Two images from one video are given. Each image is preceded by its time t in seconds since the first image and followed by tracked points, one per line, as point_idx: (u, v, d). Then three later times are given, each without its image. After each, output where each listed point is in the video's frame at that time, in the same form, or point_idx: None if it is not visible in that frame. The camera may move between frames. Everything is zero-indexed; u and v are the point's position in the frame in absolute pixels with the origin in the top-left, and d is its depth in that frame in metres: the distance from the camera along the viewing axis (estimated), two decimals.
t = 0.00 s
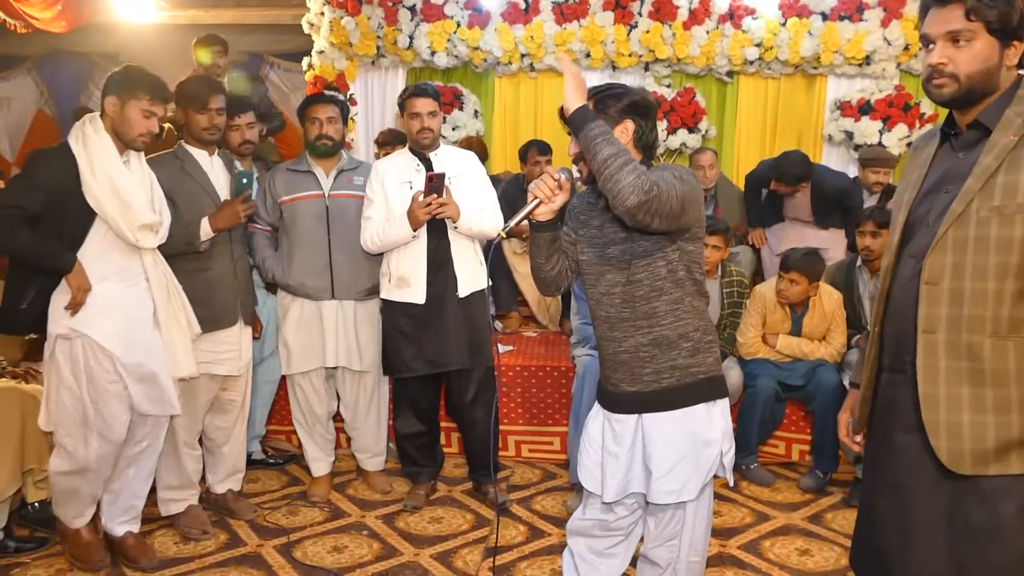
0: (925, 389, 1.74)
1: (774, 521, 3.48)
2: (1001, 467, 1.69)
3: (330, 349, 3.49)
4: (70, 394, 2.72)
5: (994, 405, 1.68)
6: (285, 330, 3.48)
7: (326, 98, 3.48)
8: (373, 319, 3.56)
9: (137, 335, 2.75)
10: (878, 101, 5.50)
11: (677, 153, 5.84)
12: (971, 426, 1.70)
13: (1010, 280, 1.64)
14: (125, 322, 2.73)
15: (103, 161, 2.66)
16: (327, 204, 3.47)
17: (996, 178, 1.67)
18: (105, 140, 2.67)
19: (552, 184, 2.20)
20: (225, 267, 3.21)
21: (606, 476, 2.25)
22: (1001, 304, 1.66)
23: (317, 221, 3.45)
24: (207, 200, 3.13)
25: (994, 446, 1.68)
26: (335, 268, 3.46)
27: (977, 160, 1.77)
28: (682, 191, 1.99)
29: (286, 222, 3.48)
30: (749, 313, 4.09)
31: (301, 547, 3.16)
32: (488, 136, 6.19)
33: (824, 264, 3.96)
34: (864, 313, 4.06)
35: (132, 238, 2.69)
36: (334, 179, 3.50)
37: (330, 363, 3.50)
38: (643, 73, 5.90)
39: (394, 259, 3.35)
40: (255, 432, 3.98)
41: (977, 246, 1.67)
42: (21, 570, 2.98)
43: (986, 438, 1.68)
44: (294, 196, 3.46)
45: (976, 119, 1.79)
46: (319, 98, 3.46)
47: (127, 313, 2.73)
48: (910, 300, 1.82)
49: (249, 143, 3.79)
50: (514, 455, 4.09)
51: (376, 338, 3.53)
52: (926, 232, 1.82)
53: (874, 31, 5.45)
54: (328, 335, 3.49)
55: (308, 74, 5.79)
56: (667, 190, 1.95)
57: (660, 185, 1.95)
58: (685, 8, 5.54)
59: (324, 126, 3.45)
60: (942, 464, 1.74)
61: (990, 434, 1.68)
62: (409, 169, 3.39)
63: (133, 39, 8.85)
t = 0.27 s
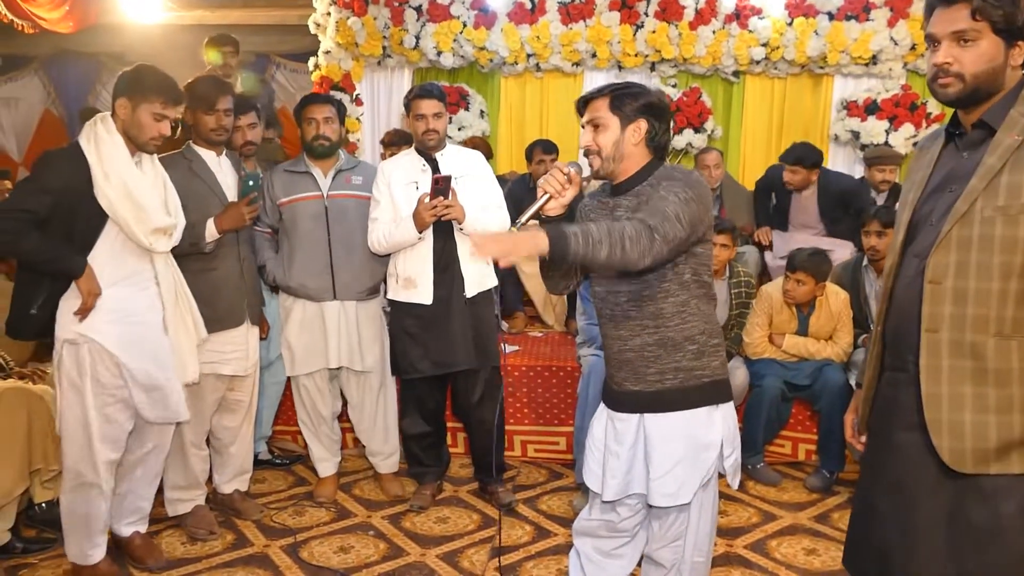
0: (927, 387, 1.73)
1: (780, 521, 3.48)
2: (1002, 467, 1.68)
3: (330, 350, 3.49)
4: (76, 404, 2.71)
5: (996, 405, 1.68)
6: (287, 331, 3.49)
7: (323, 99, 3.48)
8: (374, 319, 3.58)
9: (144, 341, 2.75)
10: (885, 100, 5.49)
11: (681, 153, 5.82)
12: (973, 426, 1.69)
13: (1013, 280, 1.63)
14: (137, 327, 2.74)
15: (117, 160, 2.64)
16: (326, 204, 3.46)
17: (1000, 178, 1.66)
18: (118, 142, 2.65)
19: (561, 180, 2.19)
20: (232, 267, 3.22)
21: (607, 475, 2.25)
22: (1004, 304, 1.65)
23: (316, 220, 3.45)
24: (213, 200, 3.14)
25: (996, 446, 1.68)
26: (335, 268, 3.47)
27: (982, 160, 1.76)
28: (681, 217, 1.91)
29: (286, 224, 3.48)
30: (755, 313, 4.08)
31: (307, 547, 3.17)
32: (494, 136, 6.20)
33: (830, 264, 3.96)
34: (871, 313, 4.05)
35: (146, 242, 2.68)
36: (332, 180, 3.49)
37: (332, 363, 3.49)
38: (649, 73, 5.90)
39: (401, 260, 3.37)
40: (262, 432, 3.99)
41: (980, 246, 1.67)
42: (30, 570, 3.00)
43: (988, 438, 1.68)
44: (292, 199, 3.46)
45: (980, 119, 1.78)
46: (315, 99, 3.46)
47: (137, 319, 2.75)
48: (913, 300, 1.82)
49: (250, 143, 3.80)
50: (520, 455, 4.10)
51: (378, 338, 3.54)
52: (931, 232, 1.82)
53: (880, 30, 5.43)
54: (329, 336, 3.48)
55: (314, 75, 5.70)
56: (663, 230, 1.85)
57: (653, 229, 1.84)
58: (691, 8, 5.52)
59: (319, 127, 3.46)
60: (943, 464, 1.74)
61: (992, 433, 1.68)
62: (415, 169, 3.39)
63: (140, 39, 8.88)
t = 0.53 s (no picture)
0: (925, 386, 1.73)
1: (783, 521, 3.48)
2: (999, 465, 1.68)
3: (336, 350, 3.49)
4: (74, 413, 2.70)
5: (993, 404, 1.67)
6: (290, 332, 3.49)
7: (324, 99, 3.48)
8: (377, 318, 3.59)
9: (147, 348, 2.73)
10: (887, 101, 5.49)
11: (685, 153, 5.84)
12: (969, 425, 1.69)
13: (1011, 279, 1.63)
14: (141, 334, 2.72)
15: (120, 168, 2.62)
16: (329, 204, 3.46)
17: (998, 177, 1.66)
18: (123, 147, 2.64)
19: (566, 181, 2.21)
20: (232, 267, 3.22)
21: (609, 475, 2.24)
22: (1002, 304, 1.64)
23: (319, 220, 3.45)
24: (214, 201, 3.14)
25: (993, 445, 1.67)
26: (340, 269, 3.47)
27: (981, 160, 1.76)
28: (692, 238, 1.90)
29: (287, 224, 3.48)
30: (756, 313, 4.08)
31: (310, 548, 3.17)
32: (496, 136, 6.21)
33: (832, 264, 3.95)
34: (873, 313, 4.05)
35: (147, 251, 2.65)
36: (334, 179, 3.49)
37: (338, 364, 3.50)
38: (651, 73, 5.89)
39: (401, 261, 3.37)
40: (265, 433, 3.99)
41: (978, 246, 1.67)
42: (32, 571, 3.00)
43: (985, 436, 1.67)
44: (293, 199, 3.46)
45: (981, 119, 1.78)
46: (316, 99, 3.46)
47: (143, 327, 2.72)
48: (913, 300, 1.82)
49: (251, 144, 3.80)
50: (522, 455, 4.09)
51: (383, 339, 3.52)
52: (931, 232, 1.81)
53: (883, 31, 5.43)
54: (334, 336, 3.49)
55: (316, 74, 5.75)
56: (676, 257, 1.82)
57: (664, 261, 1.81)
58: (694, 8, 5.52)
59: (319, 128, 3.46)
60: (940, 462, 1.74)
61: (988, 432, 1.67)
62: (416, 170, 3.40)
63: (142, 39, 8.88)
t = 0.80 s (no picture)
0: (926, 387, 1.73)
1: (783, 521, 3.48)
2: (1003, 465, 1.68)
3: (338, 351, 3.49)
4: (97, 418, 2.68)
5: (995, 405, 1.67)
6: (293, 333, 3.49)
7: (329, 99, 3.48)
8: (381, 317, 3.57)
9: (176, 356, 2.64)
10: (888, 101, 5.50)
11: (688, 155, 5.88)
12: (972, 426, 1.69)
13: (1010, 279, 1.63)
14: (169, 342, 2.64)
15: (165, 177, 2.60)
16: (331, 205, 3.47)
17: (995, 178, 1.66)
18: (168, 155, 2.62)
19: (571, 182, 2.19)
20: (234, 268, 3.20)
21: (609, 476, 2.24)
22: (1001, 304, 1.64)
23: (321, 221, 3.45)
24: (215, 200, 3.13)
25: (995, 445, 1.67)
26: (341, 270, 3.47)
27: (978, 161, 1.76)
28: (699, 242, 1.89)
29: (290, 225, 3.48)
30: (756, 313, 4.08)
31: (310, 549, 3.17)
32: (496, 136, 6.20)
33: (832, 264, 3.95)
34: (873, 314, 4.05)
35: (185, 261, 2.60)
36: (337, 180, 3.49)
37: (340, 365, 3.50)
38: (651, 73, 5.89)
39: (399, 262, 3.37)
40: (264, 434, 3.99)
41: (976, 246, 1.67)
42: (31, 572, 3.00)
43: (987, 437, 1.67)
44: (296, 199, 3.46)
45: (977, 120, 1.78)
46: (321, 99, 3.46)
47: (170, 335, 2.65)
48: (913, 301, 1.82)
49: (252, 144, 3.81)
50: (521, 456, 4.09)
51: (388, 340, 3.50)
52: (929, 233, 1.81)
53: (883, 31, 5.43)
54: (336, 336, 3.49)
55: (316, 75, 5.72)
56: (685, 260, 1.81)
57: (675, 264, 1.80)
58: (694, 8, 5.52)
59: (325, 127, 3.45)
60: (943, 463, 1.74)
61: (991, 433, 1.67)
62: (413, 171, 3.39)
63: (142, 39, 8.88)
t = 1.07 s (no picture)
0: (926, 388, 1.73)
1: (783, 521, 3.48)
2: (1004, 464, 1.68)
3: (336, 351, 3.50)
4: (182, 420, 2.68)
5: (995, 404, 1.67)
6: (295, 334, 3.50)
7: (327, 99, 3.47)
8: (380, 318, 3.56)
9: (260, 369, 2.67)
10: (886, 101, 5.51)
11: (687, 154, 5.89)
12: (973, 426, 1.69)
13: (1008, 278, 1.63)
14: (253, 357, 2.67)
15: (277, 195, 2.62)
16: (330, 206, 3.47)
17: (992, 177, 1.67)
18: (276, 166, 2.64)
19: (576, 186, 2.21)
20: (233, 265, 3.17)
21: (609, 477, 2.24)
22: (1000, 304, 1.64)
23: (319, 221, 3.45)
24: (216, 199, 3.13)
25: (997, 445, 1.67)
26: (340, 271, 3.48)
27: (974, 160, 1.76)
28: (691, 236, 1.91)
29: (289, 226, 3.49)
30: (755, 313, 4.07)
31: (309, 549, 3.17)
32: (495, 137, 6.19)
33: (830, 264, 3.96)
34: (872, 314, 4.05)
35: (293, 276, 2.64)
36: (336, 181, 3.49)
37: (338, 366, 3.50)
38: (650, 73, 5.89)
39: (395, 263, 3.36)
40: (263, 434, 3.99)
41: (973, 246, 1.67)
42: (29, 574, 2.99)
43: (988, 437, 1.67)
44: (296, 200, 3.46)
45: (974, 120, 1.78)
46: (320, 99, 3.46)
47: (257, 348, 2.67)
48: (912, 301, 1.82)
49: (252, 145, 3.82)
50: (520, 456, 4.09)
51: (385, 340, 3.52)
52: (927, 233, 1.81)
53: (881, 31, 5.43)
54: (334, 336, 3.49)
55: (315, 75, 5.70)
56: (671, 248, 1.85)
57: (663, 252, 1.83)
58: (692, 8, 5.52)
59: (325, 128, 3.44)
60: (945, 463, 1.74)
61: (992, 433, 1.68)
62: (409, 172, 3.39)
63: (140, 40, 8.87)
